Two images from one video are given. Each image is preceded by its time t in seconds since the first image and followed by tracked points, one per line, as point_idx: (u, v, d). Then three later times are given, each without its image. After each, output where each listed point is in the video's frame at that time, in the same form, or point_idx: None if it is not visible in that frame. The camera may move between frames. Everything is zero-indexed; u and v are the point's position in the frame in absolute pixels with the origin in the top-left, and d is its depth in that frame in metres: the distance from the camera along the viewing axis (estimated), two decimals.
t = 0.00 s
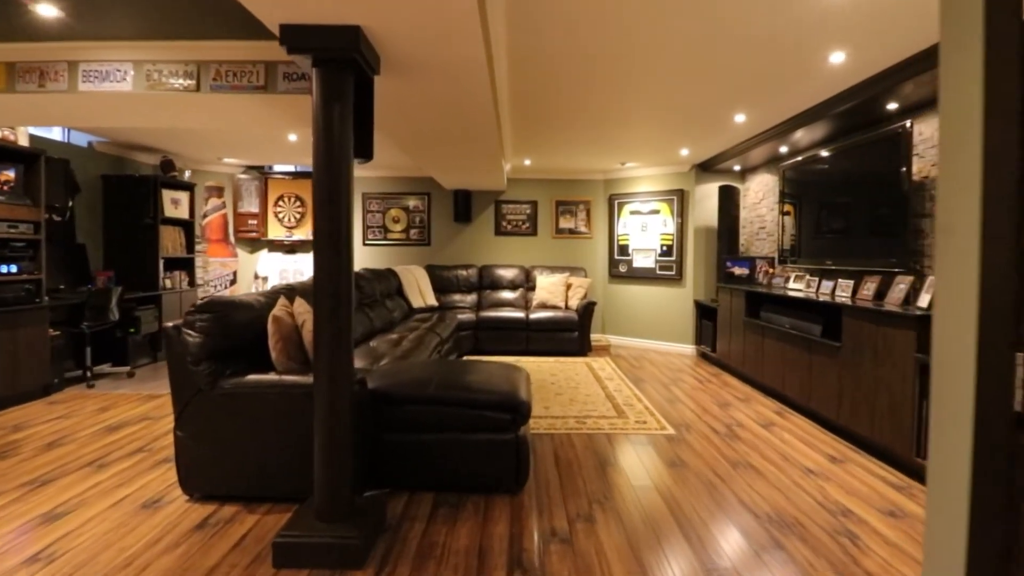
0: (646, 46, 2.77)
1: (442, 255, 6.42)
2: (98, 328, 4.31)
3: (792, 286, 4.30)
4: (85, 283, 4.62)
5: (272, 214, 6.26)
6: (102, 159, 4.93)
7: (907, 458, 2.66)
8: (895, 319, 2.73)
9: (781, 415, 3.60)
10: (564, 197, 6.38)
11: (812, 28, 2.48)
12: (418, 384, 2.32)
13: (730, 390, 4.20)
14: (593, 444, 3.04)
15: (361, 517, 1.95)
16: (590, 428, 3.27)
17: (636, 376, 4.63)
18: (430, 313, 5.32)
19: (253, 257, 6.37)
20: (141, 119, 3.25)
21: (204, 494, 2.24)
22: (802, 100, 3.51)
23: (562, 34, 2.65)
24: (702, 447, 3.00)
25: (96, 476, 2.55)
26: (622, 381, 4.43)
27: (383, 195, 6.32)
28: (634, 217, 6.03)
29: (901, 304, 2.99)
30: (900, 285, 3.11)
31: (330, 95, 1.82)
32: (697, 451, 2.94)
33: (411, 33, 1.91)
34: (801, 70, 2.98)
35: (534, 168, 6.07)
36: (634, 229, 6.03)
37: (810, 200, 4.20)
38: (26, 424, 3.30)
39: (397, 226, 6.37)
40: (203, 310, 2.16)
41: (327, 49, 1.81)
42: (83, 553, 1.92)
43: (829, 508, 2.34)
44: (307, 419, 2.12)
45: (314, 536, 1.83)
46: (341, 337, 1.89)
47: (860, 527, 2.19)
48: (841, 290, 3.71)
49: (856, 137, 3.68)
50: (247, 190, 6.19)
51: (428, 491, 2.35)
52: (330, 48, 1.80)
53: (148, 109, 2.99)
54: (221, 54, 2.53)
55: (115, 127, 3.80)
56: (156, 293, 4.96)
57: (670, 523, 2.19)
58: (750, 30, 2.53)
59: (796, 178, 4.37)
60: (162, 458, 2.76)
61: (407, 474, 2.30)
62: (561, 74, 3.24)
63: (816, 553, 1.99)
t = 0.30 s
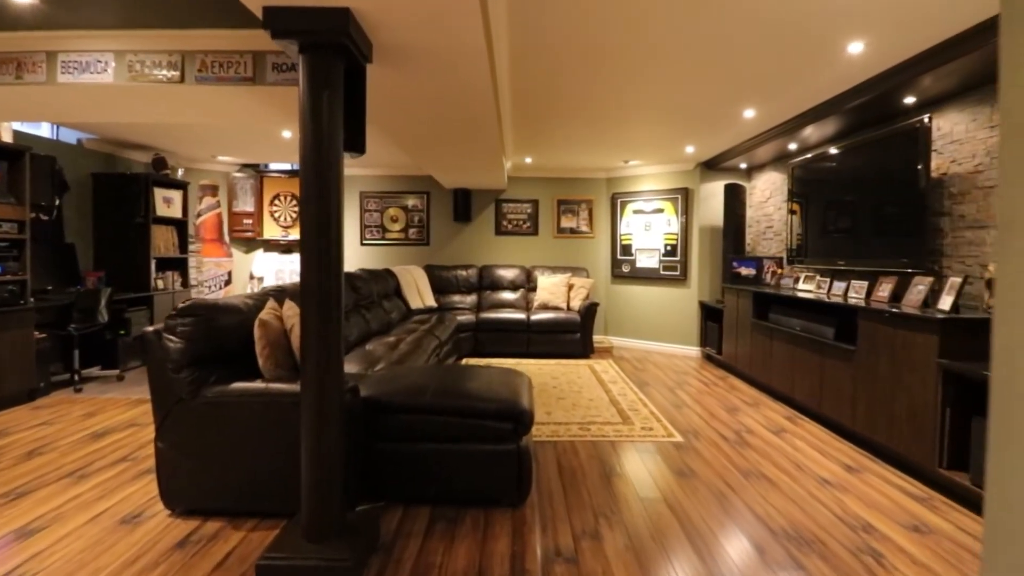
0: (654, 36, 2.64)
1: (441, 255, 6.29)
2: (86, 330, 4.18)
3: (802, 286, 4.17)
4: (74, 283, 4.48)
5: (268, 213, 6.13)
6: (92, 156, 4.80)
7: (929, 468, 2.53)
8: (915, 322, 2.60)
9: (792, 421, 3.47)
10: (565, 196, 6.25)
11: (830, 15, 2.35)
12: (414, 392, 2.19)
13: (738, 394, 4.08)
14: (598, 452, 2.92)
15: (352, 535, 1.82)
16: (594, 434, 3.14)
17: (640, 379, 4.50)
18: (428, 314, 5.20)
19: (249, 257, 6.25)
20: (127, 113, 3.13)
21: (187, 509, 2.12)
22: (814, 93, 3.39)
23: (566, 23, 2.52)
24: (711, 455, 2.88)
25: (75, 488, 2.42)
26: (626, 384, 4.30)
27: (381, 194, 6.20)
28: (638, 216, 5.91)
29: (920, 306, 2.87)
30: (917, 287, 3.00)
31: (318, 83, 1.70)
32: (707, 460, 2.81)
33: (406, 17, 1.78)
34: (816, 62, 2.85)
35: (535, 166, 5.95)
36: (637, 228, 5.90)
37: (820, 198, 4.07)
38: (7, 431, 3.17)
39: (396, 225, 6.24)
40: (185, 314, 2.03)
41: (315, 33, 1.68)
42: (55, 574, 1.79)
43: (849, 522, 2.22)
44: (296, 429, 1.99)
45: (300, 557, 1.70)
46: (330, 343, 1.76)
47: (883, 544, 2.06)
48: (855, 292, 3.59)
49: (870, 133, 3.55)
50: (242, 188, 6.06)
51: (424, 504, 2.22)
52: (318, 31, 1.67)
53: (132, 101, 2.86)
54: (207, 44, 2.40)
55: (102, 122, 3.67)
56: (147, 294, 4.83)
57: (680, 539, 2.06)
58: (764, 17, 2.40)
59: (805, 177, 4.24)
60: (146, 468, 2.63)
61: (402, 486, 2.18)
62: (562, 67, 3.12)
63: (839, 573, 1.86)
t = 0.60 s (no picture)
0: (664, 27, 2.52)
1: (440, 255, 6.17)
2: (74, 332, 4.05)
3: (811, 288, 4.06)
4: (63, 284, 4.35)
5: (264, 213, 6.02)
6: (82, 154, 4.67)
7: (953, 479, 2.41)
8: (937, 326, 2.48)
9: (803, 427, 3.35)
10: (567, 195, 6.13)
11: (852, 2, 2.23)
12: (410, 400, 2.07)
13: (746, 398, 3.96)
14: (604, 460, 2.80)
15: (343, 555, 1.70)
16: (599, 441, 3.02)
17: (645, 382, 4.38)
18: (427, 315, 5.07)
19: (244, 257, 6.14)
20: (113, 107, 3.00)
21: (170, 524, 2.00)
22: (827, 87, 3.26)
23: (573, 12, 2.41)
24: (722, 463, 2.75)
25: (53, 501, 2.30)
26: (630, 388, 4.18)
27: (379, 193, 6.08)
28: (641, 215, 5.78)
29: (939, 308, 2.78)
30: (936, 289, 2.91)
31: (305, 70, 1.58)
32: (717, 469, 2.69)
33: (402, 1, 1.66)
34: (831, 53, 2.73)
35: (537, 165, 5.83)
36: (640, 228, 5.78)
37: (829, 197, 3.95)
38: None
39: (394, 225, 6.12)
40: (167, 318, 1.89)
41: (303, 16, 1.56)
42: None
43: (870, 538, 2.10)
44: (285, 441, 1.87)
45: None
46: (319, 349, 1.64)
47: (908, 561, 1.95)
48: (866, 293, 3.51)
49: (884, 128, 3.43)
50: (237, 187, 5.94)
51: (421, 518, 2.10)
52: (306, 14, 1.54)
53: (116, 94, 2.74)
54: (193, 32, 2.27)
55: (89, 116, 3.55)
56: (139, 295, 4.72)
57: (694, 556, 1.94)
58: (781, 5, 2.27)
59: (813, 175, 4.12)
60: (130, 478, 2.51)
61: (398, 499, 2.06)
62: (566, 61, 3.00)
63: None
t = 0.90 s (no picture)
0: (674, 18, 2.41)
1: (439, 255, 6.06)
2: (62, 334, 3.94)
3: (821, 289, 3.94)
4: (51, 285, 4.24)
5: (260, 212, 5.90)
6: (71, 151, 4.55)
7: (977, 491, 2.29)
8: (960, 330, 2.36)
9: (815, 433, 3.23)
10: (569, 194, 6.02)
11: None
12: (406, 408, 1.95)
13: (754, 403, 3.84)
14: (610, 469, 2.67)
15: None
16: (604, 449, 2.91)
17: (649, 386, 4.27)
18: (426, 317, 4.96)
19: (239, 257, 6.05)
20: (98, 100, 2.88)
21: (150, 541, 1.88)
22: (841, 80, 3.14)
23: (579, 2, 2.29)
24: (732, 473, 2.64)
25: (29, 513, 2.18)
26: (634, 392, 4.06)
27: (377, 192, 5.96)
28: (645, 215, 5.66)
29: (960, 311, 2.70)
30: (957, 291, 2.83)
31: (291, 54, 1.45)
32: (728, 479, 2.57)
33: None
34: (848, 44, 2.61)
35: (538, 163, 5.71)
36: (644, 228, 5.67)
37: (840, 196, 3.83)
38: None
39: (392, 225, 6.00)
40: (146, 323, 1.77)
41: None
42: None
43: (894, 555, 1.98)
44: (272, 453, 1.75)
45: None
46: (306, 358, 1.52)
47: None
48: (880, 295, 3.39)
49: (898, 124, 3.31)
50: (232, 186, 5.81)
51: (417, 534, 1.99)
52: None
53: (101, 85, 2.62)
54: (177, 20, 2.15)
55: (75, 111, 3.43)
56: (130, 296, 4.60)
57: None
58: None
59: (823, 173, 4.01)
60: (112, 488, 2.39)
61: (393, 514, 1.94)
62: (572, 55, 2.88)
63: None
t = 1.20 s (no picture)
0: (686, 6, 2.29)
1: (439, 256, 5.94)
2: (49, 337, 3.82)
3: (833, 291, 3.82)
4: (40, 285, 4.10)
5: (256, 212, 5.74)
6: (61, 149, 4.44)
7: (1006, 504, 2.17)
8: (987, 334, 2.24)
9: (829, 440, 3.11)
10: (571, 193, 5.89)
11: None
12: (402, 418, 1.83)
13: (764, 408, 3.72)
14: (616, 479, 2.55)
15: None
16: (610, 457, 2.78)
17: (654, 390, 4.15)
18: (425, 319, 4.83)
19: (235, 257, 5.95)
20: (82, 92, 2.77)
21: (129, 560, 1.76)
22: (857, 73, 3.02)
23: None
24: (745, 483, 2.52)
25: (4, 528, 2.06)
26: (640, 396, 3.94)
27: (376, 191, 5.84)
28: (649, 215, 5.54)
29: (985, 313, 2.57)
30: (979, 292, 2.72)
31: (276, 36, 1.33)
32: (741, 490, 2.45)
33: None
34: (866, 33, 2.49)
35: (540, 161, 5.59)
36: (648, 227, 5.55)
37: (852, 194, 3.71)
38: None
39: (391, 224, 5.88)
40: (124, 328, 1.66)
41: None
42: None
43: (923, 573, 1.86)
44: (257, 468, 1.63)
45: None
46: (292, 367, 1.40)
47: None
48: (896, 296, 3.27)
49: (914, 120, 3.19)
50: (228, 184, 5.66)
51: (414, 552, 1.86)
52: None
53: (83, 76, 2.50)
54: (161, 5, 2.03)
55: (62, 105, 3.31)
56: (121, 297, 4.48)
57: None
58: None
59: (834, 171, 3.89)
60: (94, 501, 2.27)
61: (389, 531, 1.82)
62: (577, 46, 2.77)
63: None
